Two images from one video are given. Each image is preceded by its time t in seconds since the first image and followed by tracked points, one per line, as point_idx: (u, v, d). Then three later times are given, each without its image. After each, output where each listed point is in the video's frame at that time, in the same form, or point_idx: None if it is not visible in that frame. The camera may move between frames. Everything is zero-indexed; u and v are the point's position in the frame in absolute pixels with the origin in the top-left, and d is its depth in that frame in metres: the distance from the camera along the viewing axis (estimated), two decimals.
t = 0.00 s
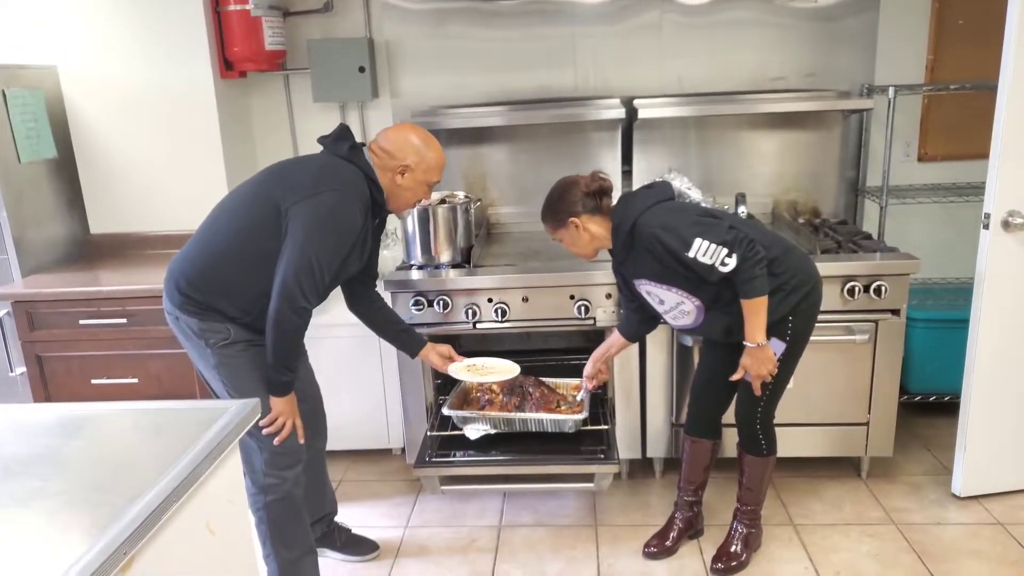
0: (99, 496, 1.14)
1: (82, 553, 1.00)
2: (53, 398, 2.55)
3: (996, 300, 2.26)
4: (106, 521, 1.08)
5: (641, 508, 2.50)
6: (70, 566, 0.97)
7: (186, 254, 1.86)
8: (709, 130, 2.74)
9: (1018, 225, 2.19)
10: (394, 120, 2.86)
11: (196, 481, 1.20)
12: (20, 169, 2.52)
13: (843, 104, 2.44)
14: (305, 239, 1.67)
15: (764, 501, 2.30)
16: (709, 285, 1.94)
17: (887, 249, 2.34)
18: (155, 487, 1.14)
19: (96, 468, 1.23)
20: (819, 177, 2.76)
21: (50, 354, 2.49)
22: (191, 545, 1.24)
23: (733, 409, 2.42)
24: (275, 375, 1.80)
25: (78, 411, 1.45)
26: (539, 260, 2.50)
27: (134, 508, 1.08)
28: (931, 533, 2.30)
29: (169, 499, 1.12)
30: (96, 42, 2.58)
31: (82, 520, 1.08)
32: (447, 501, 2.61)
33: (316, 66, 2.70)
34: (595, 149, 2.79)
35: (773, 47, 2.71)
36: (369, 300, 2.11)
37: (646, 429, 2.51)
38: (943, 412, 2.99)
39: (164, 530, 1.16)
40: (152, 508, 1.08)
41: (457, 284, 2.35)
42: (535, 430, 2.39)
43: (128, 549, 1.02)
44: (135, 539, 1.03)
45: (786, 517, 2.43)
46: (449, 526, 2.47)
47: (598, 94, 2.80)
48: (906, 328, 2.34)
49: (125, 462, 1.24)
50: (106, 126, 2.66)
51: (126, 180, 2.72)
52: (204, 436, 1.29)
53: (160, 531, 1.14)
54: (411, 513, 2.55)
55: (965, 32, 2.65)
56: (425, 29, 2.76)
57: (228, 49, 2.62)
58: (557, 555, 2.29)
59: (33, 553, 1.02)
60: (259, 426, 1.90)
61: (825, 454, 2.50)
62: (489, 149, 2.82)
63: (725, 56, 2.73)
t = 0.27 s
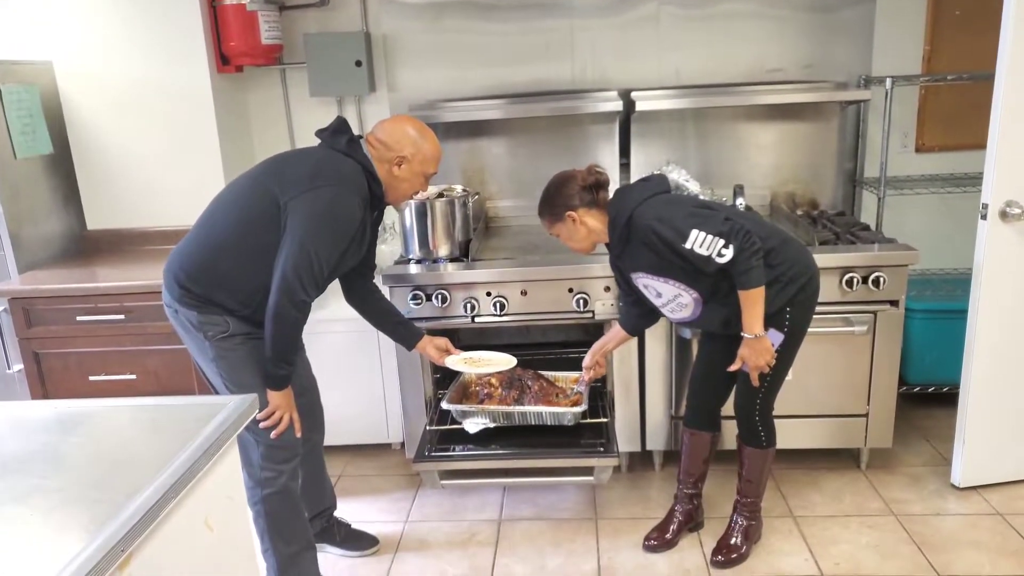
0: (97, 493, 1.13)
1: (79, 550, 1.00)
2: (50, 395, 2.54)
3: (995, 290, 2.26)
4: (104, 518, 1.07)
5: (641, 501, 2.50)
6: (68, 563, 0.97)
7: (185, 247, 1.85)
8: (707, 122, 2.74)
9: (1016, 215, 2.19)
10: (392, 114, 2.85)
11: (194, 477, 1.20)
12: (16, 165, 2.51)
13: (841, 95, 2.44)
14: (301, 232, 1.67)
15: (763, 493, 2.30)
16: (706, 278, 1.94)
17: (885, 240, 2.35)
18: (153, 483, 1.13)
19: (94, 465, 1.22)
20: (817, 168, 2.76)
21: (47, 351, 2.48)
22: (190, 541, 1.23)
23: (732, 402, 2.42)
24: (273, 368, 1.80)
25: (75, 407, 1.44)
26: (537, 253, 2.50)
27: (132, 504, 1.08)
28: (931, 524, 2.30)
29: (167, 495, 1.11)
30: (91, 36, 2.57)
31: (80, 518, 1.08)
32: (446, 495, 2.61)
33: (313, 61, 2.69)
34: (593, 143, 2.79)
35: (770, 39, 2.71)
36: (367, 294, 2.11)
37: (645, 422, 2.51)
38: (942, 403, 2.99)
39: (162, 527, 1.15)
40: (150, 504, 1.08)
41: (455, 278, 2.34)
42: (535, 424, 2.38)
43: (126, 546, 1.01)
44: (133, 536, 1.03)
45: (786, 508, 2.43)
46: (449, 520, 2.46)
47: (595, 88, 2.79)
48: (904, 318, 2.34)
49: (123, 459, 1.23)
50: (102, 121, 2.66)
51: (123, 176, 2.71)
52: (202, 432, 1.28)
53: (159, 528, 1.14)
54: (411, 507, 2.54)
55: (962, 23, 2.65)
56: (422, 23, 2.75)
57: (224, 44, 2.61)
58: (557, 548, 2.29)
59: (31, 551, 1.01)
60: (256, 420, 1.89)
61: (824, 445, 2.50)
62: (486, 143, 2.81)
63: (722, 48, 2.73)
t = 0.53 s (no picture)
0: (96, 490, 1.14)
1: (79, 547, 1.00)
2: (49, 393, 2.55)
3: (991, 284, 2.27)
4: (103, 514, 1.08)
5: (640, 495, 2.51)
6: (67, 559, 0.97)
7: (185, 243, 1.86)
8: (704, 118, 2.75)
9: (1012, 210, 2.20)
10: (389, 111, 2.85)
11: (193, 473, 1.20)
12: (12, 164, 2.51)
13: (838, 90, 2.44)
14: (300, 230, 1.67)
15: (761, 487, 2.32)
16: (704, 274, 1.94)
17: (882, 235, 2.36)
18: (152, 480, 1.14)
19: (93, 462, 1.22)
20: (814, 164, 2.77)
21: (46, 349, 2.49)
22: (190, 538, 1.24)
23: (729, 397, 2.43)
24: (273, 365, 1.80)
25: (74, 405, 1.45)
26: (535, 249, 2.50)
27: (131, 501, 1.08)
28: (928, 517, 2.32)
29: (166, 492, 1.12)
30: (87, 35, 2.56)
31: (79, 514, 1.08)
32: (446, 490, 2.61)
33: (310, 58, 2.69)
34: (590, 139, 2.79)
35: (767, 35, 2.72)
36: (365, 291, 2.11)
37: (644, 417, 2.52)
38: (938, 397, 3.01)
39: (161, 524, 1.16)
40: (149, 501, 1.08)
41: (454, 275, 2.35)
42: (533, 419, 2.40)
43: (125, 542, 1.02)
44: (132, 532, 1.03)
45: (784, 502, 2.44)
46: (448, 515, 2.47)
47: (592, 84, 2.80)
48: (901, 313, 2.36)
49: (123, 455, 1.23)
50: (98, 119, 2.65)
51: (120, 174, 2.71)
52: (201, 429, 1.29)
53: (158, 524, 1.14)
54: (410, 503, 2.55)
55: (957, 18, 2.66)
56: (418, 20, 2.76)
57: (221, 41, 2.61)
58: (557, 543, 2.30)
59: (30, 547, 1.02)
60: (256, 416, 1.90)
61: (822, 440, 2.52)
62: (483, 139, 2.82)
63: (719, 44, 2.73)
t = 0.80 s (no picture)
0: (93, 477, 1.14)
1: (75, 533, 1.00)
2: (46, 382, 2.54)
3: (989, 277, 2.27)
4: (99, 502, 1.07)
5: (637, 487, 2.52)
6: (63, 547, 0.97)
7: (184, 231, 1.85)
8: (704, 110, 2.74)
9: (1011, 203, 2.20)
10: (388, 101, 2.84)
11: (190, 461, 1.20)
12: (9, 152, 2.49)
13: (838, 83, 2.44)
14: (297, 219, 1.67)
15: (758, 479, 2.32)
16: (703, 266, 1.94)
17: (881, 228, 2.35)
18: (149, 467, 1.14)
19: (89, 450, 1.22)
20: (813, 156, 2.77)
21: (42, 338, 2.48)
22: (187, 526, 1.24)
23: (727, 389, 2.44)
24: (272, 353, 1.80)
25: (70, 393, 1.44)
26: (534, 240, 2.50)
27: (128, 488, 1.08)
28: (924, 509, 2.32)
29: (163, 479, 1.11)
30: (84, 22, 2.55)
31: (76, 501, 1.08)
32: (443, 481, 2.62)
33: (308, 47, 2.68)
34: (589, 131, 2.78)
35: (767, 27, 2.71)
36: (363, 282, 2.11)
37: (641, 409, 2.52)
38: (935, 390, 3.01)
39: (158, 512, 1.15)
40: (146, 489, 1.08)
41: (452, 266, 2.34)
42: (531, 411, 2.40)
43: (122, 530, 1.02)
44: (129, 520, 1.03)
45: (780, 494, 2.45)
46: (445, 506, 2.47)
47: (592, 75, 2.79)
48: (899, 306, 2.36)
49: (119, 444, 1.23)
50: (95, 108, 2.64)
51: (117, 163, 2.69)
52: (198, 417, 1.28)
53: (154, 512, 1.14)
54: (408, 494, 2.55)
55: (959, 11, 2.65)
56: (418, 10, 2.74)
57: (219, 30, 2.59)
58: (554, 534, 2.31)
59: (26, 534, 1.02)
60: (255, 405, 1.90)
61: (818, 432, 2.52)
62: (482, 130, 2.81)
63: (720, 36, 2.72)
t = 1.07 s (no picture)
0: (83, 470, 1.13)
1: (64, 527, 0.99)
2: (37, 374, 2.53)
3: (982, 278, 2.28)
4: (90, 495, 1.07)
5: (629, 485, 2.52)
6: (52, 540, 0.96)
7: (178, 225, 1.84)
8: (699, 109, 2.74)
9: (1004, 205, 2.21)
10: (384, 97, 2.84)
11: (182, 455, 1.19)
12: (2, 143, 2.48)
13: (834, 83, 2.44)
14: (292, 212, 1.66)
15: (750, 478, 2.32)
16: (697, 263, 1.94)
17: (875, 228, 2.36)
18: (140, 461, 1.13)
19: (80, 442, 1.21)
20: (808, 157, 2.78)
21: (34, 330, 2.47)
22: (178, 520, 1.23)
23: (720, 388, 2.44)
24: (265, 348, 1.80)
25: (61, 386, 1.43)
26: (528, 237, 2.50)
27: (118, 482, 1.07)
28: (915, 509, 2.33)
29: (154, 473, 1.11)
30: (79, 14, 2.54)
31: (66, 494, 1.07)
32: (436, 478, 2.61)
33: (304, 41, 2.67)
34: (585, 129, 2.79)
35: (763, 26, 2.71)
36: (357, 277, 2.10)
37: (635, 407, 2.52)
38: (927, 390, 3.02)
39: (150, 506, 1.15)
40: (137, 482, 1.07)
41: (446, 262, 2.34)
42: (524, 407, 2.39)
43: (112, 524, 1.01)
44: (119, 514, 1.02)
45: (772, 493, 2.45)
46: (438, 502, 2.47)
47: (588, 73, 2.79)
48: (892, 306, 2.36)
49: (110, 436, 1.22)
50: (89, 100, 2.63)
51: (111, 155, 2.69)
52: (191, 411, 1.28)
53: (145, 507, 1.14)
54: (400, 490, 2.55)
55: (954, 13, 2.66)
56: (415, 6, 2.74)
57: (215, 23, 2.58)
58: (546, 531, 2.30)
59: (15, 526, 1.01)
60: (249, 400, 1.89)
61: (811, 432, 2.52)
62: (478, 127, 2.81)
63: (716, 35, 2.73)
